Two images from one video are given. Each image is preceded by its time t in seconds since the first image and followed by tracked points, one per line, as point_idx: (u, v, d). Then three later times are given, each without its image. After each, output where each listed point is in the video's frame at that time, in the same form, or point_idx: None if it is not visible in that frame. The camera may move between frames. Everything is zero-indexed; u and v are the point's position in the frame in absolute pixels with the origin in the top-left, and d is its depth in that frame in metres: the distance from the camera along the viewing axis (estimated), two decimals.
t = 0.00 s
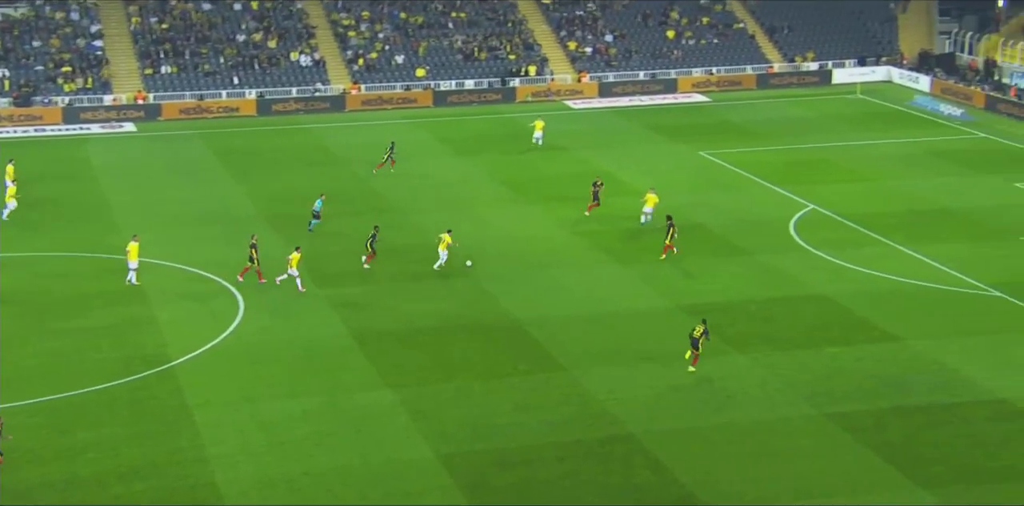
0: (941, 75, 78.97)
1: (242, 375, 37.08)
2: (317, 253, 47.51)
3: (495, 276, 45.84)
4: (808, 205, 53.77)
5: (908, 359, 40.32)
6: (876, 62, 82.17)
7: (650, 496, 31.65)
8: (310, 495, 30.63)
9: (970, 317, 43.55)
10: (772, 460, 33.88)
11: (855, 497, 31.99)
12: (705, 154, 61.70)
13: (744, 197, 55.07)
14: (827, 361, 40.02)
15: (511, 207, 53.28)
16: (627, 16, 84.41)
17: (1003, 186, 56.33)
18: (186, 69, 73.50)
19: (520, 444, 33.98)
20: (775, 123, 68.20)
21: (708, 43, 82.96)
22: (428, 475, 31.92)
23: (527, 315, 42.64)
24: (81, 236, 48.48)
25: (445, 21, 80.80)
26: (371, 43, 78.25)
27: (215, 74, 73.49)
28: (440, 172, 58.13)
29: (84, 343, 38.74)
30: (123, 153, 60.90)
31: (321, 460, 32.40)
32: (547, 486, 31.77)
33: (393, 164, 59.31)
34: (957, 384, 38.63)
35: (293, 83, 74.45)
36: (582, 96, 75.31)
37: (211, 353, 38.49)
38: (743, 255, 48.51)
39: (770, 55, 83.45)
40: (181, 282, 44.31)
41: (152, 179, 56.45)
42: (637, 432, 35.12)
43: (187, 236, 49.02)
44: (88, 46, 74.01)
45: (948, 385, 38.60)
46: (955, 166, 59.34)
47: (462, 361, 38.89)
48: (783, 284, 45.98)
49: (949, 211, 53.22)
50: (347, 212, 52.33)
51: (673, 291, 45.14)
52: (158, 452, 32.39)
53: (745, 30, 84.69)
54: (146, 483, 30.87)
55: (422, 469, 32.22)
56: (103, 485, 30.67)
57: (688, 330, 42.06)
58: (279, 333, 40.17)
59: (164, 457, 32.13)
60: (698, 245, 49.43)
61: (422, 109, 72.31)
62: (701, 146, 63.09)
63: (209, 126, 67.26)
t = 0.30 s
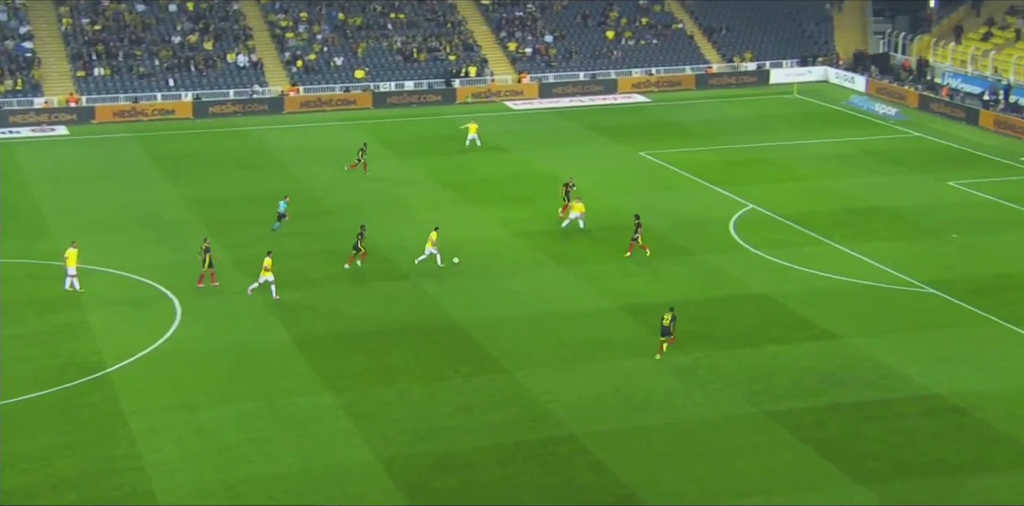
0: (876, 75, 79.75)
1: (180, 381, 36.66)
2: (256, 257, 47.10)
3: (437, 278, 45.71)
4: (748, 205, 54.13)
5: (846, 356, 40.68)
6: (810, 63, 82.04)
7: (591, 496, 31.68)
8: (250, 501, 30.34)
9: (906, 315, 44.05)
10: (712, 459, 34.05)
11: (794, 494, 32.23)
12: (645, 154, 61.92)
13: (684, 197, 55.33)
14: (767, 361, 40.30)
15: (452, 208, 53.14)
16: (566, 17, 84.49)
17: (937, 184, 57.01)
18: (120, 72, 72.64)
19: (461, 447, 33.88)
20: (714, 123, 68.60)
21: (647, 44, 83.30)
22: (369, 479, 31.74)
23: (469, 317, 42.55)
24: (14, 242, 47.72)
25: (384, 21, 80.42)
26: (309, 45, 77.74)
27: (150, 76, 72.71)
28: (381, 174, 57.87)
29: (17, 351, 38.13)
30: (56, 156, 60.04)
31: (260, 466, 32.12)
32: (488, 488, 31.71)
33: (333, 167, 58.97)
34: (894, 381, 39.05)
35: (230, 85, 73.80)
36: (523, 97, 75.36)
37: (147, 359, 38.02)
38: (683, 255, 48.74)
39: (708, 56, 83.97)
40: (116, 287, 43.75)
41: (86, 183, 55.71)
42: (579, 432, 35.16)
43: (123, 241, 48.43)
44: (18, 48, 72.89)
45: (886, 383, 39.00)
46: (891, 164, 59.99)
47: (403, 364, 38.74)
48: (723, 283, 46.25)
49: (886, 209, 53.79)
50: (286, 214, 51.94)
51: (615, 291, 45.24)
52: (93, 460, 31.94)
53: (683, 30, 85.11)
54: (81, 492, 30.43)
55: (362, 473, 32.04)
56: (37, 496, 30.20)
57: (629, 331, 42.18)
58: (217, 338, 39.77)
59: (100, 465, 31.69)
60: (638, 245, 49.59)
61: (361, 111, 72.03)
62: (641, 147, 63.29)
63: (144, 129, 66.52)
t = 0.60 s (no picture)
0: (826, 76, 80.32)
1: (131, 387, 36.33)
2: (209, 261, 46.76)
3: (391, 280, 45.60)
4: (700, 205, 54.37)
5: (799, 356, 40.98)
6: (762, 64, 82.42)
7: (546, 498, 31.68)
8: None
9: (857, 313, 44.43)
10: (668, 459, 34.15)
11: (749, 493, 32.40)
12: (597, 155, 62.06)
13: (637, 198, 55.47)
14: (720, 361, 40.50)
15: (405, 211, 52.99)
16: (518, 18, 84.49)
17: (887, 184, 57.53)
18: (66, 74, 71.85)
19: (416, 450, 33.78)
20: (667, 125, 68.90)
21: (599, 45, 83.46)
22: (323, 483, 31.59)
23: (423, 319, 42.46)
24: None
25: (335, 23, 80.10)
26: (260, 47, 77.28)
27: (98, 79, 72.02)
28: (333, 176, 57.62)
29: None
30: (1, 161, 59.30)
31: (212, 472, 31.88)
32: (443, 491, 31.63)
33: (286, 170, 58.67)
34: (846, 380, 39.39)
35: (179, 88, 73.24)
36: (476, 99, 75.44)
37: (97, 366, 37.64)
38: (637, 256, 48.92)
39: (661, 58, 84.29)
40: (66, 293, 43.30)
41: (34, 187, 55.09)
42: (534, 434, 35.17)
43: (72, 245, 47.92)
44: None
45: (838, 381, 39.31)
46: (841, 165, 60.47)
47: (356, 367, 38.61)
48: (677, 284, 46.44)
49: (837, 209, 54.21)
50: (238, 218, 51.60)
51: (569, 292, 45.31)
52: (42, 469, 31.58)
53: (635, 32, 85.33)
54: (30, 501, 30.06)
55: (317, 477, 31.88)
56: None
57: (583, 332, 42.27)
58: (169, 343, 39.45)
59: (49, 474, 31.34)
60: (592, 247, 49.67)
61: (313, 113, 71.82)
62: (593, 148, 63.43)
63: (92, 132, 65.88)
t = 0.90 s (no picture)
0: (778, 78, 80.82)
1: (81, 396, 35.96)
2: (161, 267, 46.38)
3: (346, 285, 45.44)
4: (655, 208, 54.57)
5: (753, 357, 41.22)
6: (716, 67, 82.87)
7: (503, 502, 31.65)
8: None
9: (811, 314, 44.76)
10: (623, 462, 34.22)
11: (704, 494, 32.52)
12: (553, 158, 62.14)
13: (593, 201, 55.58)
14: (675, 364, 40.67)
15: (361, 215, 52.82)
16: (472, 21, 84.42)
17: (839, 186, 57.99)
18: (13, 78, 70.87)
19: (372, 456, 33.66)
20: (622, 127, 69.10)
21: (554, 48, 83.55)
22: (278, 491, 31.40)
23: (378, 325, 42.36)
24: None
25: (288, 27, 79.70)
26: (212, 50, 76.84)
27: (44, 82, 71.02)
28: (287, 181, 57.36)
29: None
30: None
31: (165, 481, 31.61)
32: (399, 497, 31.52)
33: (239, 174, 58.35)
34: (800, 381, 39.70)
35: (130, 92, 72.73)
36: (430, 103, 75.65)
37: (47, 375, 37.23)
38: (592, 258, 49.03)
39: (615, 60, 84.57)
40: (14, 301, 42.79)
41: None
42: (489, 439, 35.14)
43: (21, 252, 47.39)
44: None
45: (792, 382, 39.58)
46: (795, 167, 60.88)
47: (311, 373, 38.47)
48: (632, 286, 46.59)
49: (791, 211, 54.57)
50: (191, 223, 51.23)
51: (524, 296, 45.35)
52: None
53: (589, 35, 85.50)
54: None
55: (272, 485, 31.69)
56: None
57: (539, 335, 42.33)
58: (120, 351, 39.09)
59: None
60: (548, 250, 49.74)
61: (266, 117, 71.64)
62: (548, 151, 63.52)
63: (40, 137, 65.24)
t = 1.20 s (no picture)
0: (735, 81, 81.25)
1: (36, 404, 35.66)
2: (116, 273, 46.04)
3: (304, 290, 45.28)
4: (614, 210, 54.68)
5: (710, 360, 41.46)
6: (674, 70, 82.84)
7: None
8: None
9: (768, 316, 45.08)
10: (582, 464, 34.31)
11: (664, 495, 32.68)
12: (511, 161, 62.17)
13: (551, 204, 55.65)
14: (634, 366, 40.87)
15: (318, 219, 52.65)
16: (430, 24, 84.20)
17: (795, 187, 58.37)
18: None
19: (330, 461, 33.56)
20: (580, 130, 69.22)
21: (512, 51, 83.58)
22: (235, 497, 31.24)
23: (336, 330, 42.26)
24: None
25: (244, 30, 79.25)
26: (166, 54, 76.32)
27: None
28: (244, 185, 57.07)
29: None
30: None
31: (121, 489, 31.37)
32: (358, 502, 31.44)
33: (196, 179, 58.02)
34: (758, 383, 40.01)
35: (83, 96, 72.08)
36: (388, 106, 75.54)
37: None
38: (551, 261, 49.09)
39: (573, 64, 84.70)
40: None
41: None
42: (448, 443, 35.12)
43: None
44: None
45: (749, 384, 39.91)
46: (752, 168, 61.23)
47: (269, 378, 38.35)
48: (591, 288, 46.73)
49: (748, 213, 54.85)
50: (147, 228, 50.90)
51: (483, 300, 45.38)
52: None
53: (547, 38, 85.54)
54: None
55: (229, 491, 31.53)
56: None
57: (499, 340, 42.43)
58: (74, 358, 38.79)
59: None
60: (506, 253, 49.77)
61: (222, 121, 71.26)
62: (506, 154, 63.52)
63: None
